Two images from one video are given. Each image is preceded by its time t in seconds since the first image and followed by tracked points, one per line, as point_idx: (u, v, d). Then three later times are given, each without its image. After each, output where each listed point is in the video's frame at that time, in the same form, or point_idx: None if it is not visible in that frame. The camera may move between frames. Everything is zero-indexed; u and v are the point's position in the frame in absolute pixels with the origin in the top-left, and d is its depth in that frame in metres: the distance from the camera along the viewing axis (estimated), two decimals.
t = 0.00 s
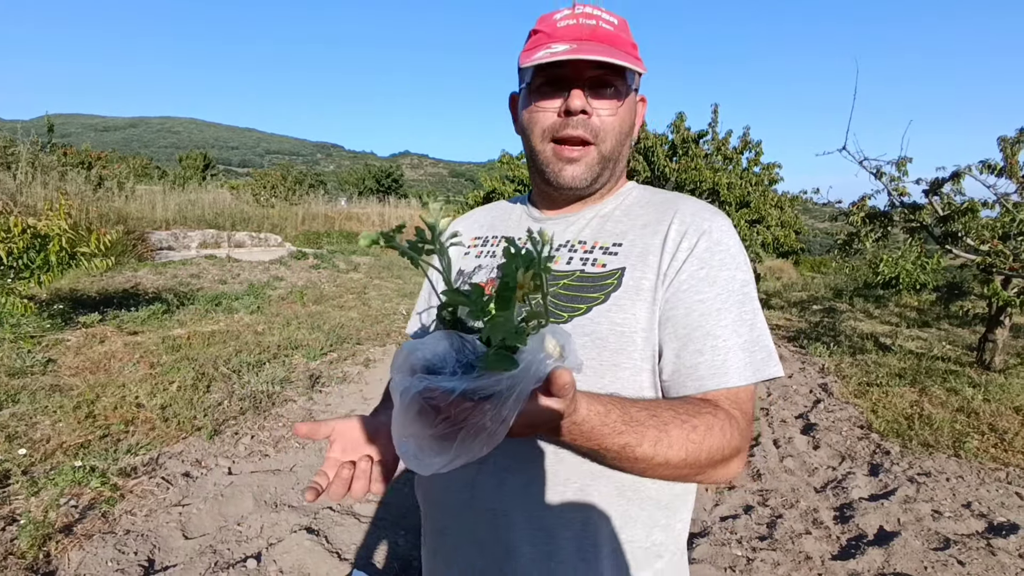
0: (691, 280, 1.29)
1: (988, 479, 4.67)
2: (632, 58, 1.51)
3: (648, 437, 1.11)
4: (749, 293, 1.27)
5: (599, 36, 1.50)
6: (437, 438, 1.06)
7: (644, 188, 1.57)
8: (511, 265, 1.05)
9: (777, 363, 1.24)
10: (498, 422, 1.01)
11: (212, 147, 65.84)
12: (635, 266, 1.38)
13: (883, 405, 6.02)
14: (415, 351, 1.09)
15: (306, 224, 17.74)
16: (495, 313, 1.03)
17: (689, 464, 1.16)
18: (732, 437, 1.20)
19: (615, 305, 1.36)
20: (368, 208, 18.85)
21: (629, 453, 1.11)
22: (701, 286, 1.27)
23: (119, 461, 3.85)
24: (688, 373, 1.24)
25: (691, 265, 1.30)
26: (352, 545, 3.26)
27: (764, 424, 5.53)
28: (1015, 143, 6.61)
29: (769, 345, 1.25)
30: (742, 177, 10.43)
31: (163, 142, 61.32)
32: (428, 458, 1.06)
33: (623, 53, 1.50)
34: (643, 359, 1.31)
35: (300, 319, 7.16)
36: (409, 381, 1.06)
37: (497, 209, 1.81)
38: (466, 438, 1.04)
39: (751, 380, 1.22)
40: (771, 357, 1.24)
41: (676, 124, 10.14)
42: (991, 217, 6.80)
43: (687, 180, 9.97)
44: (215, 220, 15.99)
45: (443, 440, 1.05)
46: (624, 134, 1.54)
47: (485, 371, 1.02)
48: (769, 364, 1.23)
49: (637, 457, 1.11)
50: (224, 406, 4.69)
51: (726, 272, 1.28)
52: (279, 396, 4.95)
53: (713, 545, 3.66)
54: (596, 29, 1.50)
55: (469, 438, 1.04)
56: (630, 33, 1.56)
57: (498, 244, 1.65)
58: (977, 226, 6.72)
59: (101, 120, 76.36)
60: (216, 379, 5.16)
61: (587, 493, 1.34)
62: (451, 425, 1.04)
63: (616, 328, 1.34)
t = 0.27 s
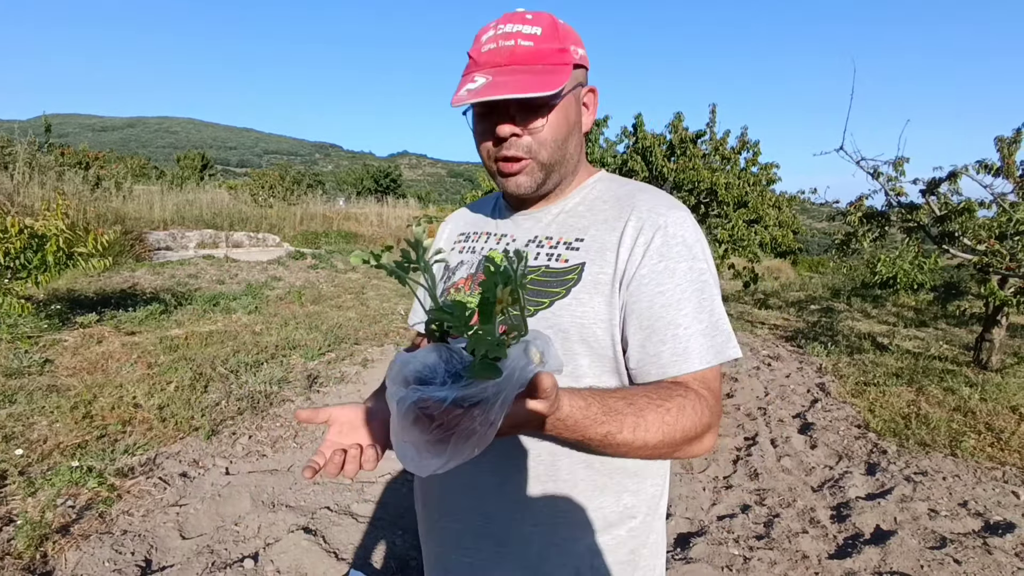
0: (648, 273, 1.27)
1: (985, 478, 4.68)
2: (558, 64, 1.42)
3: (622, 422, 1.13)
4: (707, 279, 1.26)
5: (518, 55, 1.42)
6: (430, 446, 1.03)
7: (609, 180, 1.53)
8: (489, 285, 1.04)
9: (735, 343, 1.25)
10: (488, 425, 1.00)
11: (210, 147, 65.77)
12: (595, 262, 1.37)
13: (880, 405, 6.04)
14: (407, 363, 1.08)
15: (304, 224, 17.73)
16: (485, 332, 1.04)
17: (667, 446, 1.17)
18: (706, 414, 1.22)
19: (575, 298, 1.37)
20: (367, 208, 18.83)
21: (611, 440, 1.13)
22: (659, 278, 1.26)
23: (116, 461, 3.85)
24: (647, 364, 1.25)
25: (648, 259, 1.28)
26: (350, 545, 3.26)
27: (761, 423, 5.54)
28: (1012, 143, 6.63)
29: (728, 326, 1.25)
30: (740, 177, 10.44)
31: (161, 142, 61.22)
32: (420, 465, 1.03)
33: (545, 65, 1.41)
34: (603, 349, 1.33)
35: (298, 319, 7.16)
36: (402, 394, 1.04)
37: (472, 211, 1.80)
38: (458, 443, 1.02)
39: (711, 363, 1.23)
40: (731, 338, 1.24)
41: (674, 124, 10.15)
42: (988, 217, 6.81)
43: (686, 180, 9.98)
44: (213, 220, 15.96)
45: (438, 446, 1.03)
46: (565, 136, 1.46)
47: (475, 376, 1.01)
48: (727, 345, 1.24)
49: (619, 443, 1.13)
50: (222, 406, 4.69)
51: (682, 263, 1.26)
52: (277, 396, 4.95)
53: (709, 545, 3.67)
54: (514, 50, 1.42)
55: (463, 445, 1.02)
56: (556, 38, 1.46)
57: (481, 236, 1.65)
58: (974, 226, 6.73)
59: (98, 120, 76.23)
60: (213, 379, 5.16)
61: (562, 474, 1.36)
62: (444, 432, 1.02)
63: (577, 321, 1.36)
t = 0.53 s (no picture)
0: (643, 270, 1.27)
1: (982, 477, 4.69)
2: (531, 113, 1.34)
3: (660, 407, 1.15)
4: (698, 264, 1.28)
5: (489, 119, 1.33)
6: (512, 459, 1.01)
7: (590, 174, 1.48)
8: (566, 291, 1.11)
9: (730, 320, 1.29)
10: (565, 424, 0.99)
11: (209, 147, 65.73)
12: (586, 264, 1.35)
13: (877, 404, 6.05)
14: (473, 380, 1.06)
15: (302, 224, 17.72)
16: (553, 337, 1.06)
17: (699, 426, 1.20)
18: (723, 389, 1.26)
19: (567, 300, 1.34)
20: (365, 208, 18.82)
21: (653, 428, 1.15)
22: (654, 272, 1.26)
23: (114, 462, 3.85)
24: (652, 354, 1.27)
25: (640, 256, 1.28)
26: (347, 545, 3.26)
27: (759, 422, 5.54)
28: (1009, 142, 6.64)
29: (721, 305, 1.29)
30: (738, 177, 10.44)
31: (158, 142, 61.16)
32: (506, 479, 1.03)
33: (517, 119, 1.33)
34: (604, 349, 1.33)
35: (295, 320, 7.16)
36: (475, 414, 1.03)
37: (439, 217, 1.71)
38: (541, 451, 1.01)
39: (715, 342, 1.26)
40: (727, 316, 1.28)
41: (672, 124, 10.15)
42: (985, 216, 6.82)
43: (684, 180, 9.99)
44: (211, 220, 15.94)
45: (518, 460, 1.01)
46: (549, 167, 1.42)
47: (544, 384, 1.00)
48: (724, 323, 1.27)
49: (659, 428, 1.15)
50: (220, 406, 4.69)
51: (673, 253, 1.27)
52: (275, 396, 4.95)
53: (707, 544, 3.67)
54: (485, 114, 1.33)
55: (547, 453, 1.00)
56: (519, 77, 1.34)
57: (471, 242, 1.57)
58: (971, 226, 6.74)
59: (96, 120, 76.14)
60: (211, 379, 5.16)
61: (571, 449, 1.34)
62: (525, 444, 1.01)
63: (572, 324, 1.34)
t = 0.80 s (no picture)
0: (669, 277, 1.27)
1: (980, 476, 4.70)
2: (562, 99, 1.34)
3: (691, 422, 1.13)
4: (725, 273, 1.27)
5: (520, 101, 1.33)
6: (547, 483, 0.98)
7: (610, 175, 1.48)
8: (614, 310, 1.08)
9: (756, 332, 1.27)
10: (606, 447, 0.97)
11: (207, 147, 65.68)
12: (607, 268, 1.35)
13: (875, 404, 6.05)
14: (506, 397, 1.01)
15: (301, 224, 17.71)
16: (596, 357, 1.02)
17: (726, 439, 1.19)
18: (747, 402, 1.26)
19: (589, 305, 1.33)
20: (364, 208, 18.80)
21: (683, 445, 1.13)
22: (681, 280, 1.25)
23: (111, 463, 3.84)
24: (677, 366, 1.25)
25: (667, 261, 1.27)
26: (345, 546, 3.26)
27: (758, 422, 5.54)
28: (1007, 142, 6.64)
29: (747, 315, 1.28)
30: (736, 177, 10.45)
31: (157, 142, 61.05)
32: (540, 501, 1.00)
33: (547, 103, 1.33)
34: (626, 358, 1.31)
35: (294, 320, 7.16)
36: (512, 432, 0.98)
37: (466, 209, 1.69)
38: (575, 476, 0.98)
39: (741, 355, 1.25)
40: (753, 328, 1.27)
41: (670, 124, 10.16)
42: (983, 216, 6.83)
43: (682, 180, 9.99)
44: (209, 220, 15.92)
45: (554, 482, 0.98)
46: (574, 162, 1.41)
47: (584, 405, 0.96)
48: (750, 335, 1.26)
49: (690, 446, 1.14)
50: (218, 407, 4.69)
51: (699, 260, 1.26)
52: (273, 397, 4.95)
53: (705, 544, 3.67)
54: (515, 96, 1.33)
55: (584, 473, 0.98)
56: (550, 63, 1.34)
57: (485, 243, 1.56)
58: (969, 225, 6.74)
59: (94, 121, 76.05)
60: (209, 380, 5.15)
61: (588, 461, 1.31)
62: (562, 465, 0.97)
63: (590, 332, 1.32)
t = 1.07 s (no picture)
0: (737, 294, 1.17)
1: (978, 475, 4.70)
2: (639, 57, 1.34)
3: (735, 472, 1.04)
4: (802, 297, 1.18)
5: (593, 47, 1.34)
6: (525, 519, 0.93)
7: (675, 182, 1.44)
8: (602, 321, 1.02)
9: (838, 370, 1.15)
10: (592, 489, 0.90)
11: (206, 147, 65.64)
12: (667, 279, 1.27)
13: (873, 403, 6.06)
14: (494, 421, 1.02)
15: (300, 224, 17.71)
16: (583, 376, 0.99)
17: (777, 495, 1.08)
18: (816, 456, 1.13)
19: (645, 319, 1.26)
20: (363, 207, 18.80)
21: (720, 495, 1.04)
22: (751, 299, 1.16)
23: (109, 463, 3.83)
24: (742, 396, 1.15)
25: (737, 275, 1.18)
26: (344, 546, 3.25)
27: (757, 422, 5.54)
28: (1005, 142, 6.65)
29: (828, 350, 1.16)
30: (735, 176, 10.46)
31: (155, 142, 60.98)
32: (519, 539, 0.95)
33: (621, 57, 1.33)
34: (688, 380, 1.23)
35: (293, 320, 7.16)
36: (490, 456, 0.96)
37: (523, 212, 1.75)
38: (555, 514, 0.93)
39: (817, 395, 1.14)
40: (833, 365, 1.15)
41: (669, 124, 10.17)
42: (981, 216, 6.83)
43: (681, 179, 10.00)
44: (208, 220, 15.92)
45: (533, 518, 0.93)
46: (640, 137, 1.40)
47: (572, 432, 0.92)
48: (829, 373, 1.14)
49: (729, 497, 1.04)
50: (217, 407, 4.68)
51: (773, 278, 1.17)
52: (272, 397, 4.94)
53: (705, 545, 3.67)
54: (590, 42, 1.34)
55: (566, 512, 0.92)
56: (630, 26, 1.37)
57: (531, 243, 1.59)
58: (966, 225, 6.75)
59: (93, 120, 75.97)
60: (208, 380, 5.14)
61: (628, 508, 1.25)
62: (541, 500, 0.93)
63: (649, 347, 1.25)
